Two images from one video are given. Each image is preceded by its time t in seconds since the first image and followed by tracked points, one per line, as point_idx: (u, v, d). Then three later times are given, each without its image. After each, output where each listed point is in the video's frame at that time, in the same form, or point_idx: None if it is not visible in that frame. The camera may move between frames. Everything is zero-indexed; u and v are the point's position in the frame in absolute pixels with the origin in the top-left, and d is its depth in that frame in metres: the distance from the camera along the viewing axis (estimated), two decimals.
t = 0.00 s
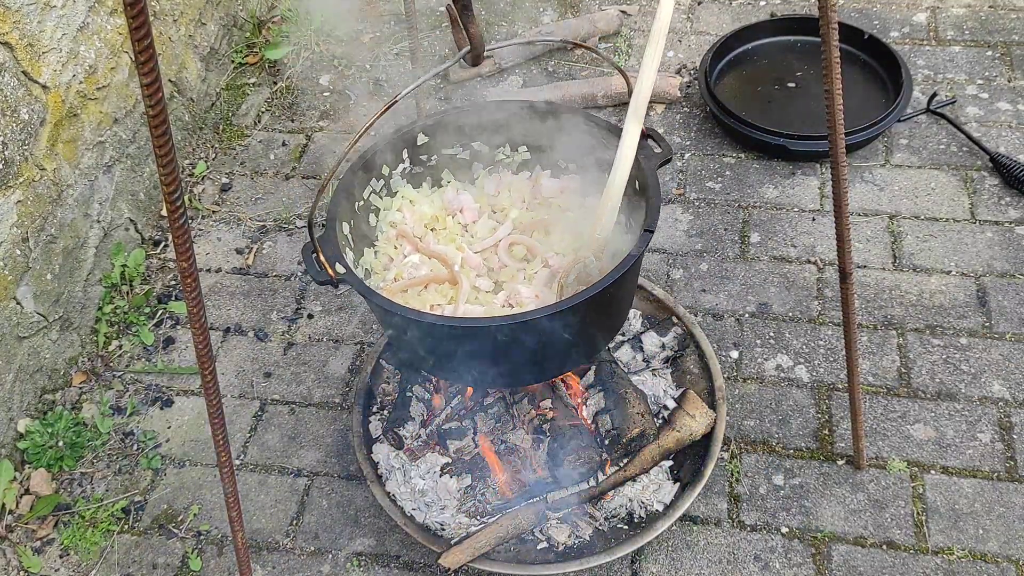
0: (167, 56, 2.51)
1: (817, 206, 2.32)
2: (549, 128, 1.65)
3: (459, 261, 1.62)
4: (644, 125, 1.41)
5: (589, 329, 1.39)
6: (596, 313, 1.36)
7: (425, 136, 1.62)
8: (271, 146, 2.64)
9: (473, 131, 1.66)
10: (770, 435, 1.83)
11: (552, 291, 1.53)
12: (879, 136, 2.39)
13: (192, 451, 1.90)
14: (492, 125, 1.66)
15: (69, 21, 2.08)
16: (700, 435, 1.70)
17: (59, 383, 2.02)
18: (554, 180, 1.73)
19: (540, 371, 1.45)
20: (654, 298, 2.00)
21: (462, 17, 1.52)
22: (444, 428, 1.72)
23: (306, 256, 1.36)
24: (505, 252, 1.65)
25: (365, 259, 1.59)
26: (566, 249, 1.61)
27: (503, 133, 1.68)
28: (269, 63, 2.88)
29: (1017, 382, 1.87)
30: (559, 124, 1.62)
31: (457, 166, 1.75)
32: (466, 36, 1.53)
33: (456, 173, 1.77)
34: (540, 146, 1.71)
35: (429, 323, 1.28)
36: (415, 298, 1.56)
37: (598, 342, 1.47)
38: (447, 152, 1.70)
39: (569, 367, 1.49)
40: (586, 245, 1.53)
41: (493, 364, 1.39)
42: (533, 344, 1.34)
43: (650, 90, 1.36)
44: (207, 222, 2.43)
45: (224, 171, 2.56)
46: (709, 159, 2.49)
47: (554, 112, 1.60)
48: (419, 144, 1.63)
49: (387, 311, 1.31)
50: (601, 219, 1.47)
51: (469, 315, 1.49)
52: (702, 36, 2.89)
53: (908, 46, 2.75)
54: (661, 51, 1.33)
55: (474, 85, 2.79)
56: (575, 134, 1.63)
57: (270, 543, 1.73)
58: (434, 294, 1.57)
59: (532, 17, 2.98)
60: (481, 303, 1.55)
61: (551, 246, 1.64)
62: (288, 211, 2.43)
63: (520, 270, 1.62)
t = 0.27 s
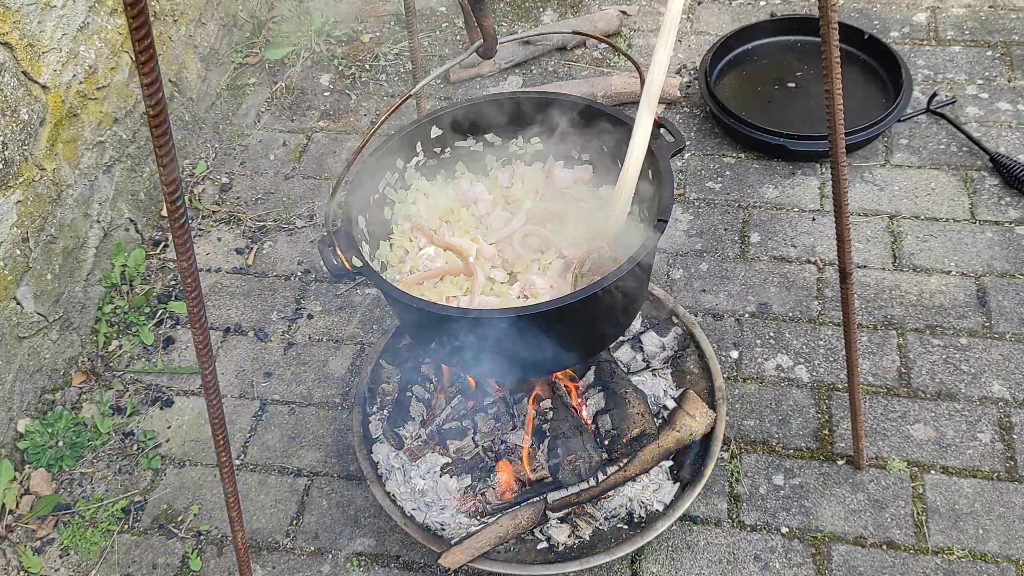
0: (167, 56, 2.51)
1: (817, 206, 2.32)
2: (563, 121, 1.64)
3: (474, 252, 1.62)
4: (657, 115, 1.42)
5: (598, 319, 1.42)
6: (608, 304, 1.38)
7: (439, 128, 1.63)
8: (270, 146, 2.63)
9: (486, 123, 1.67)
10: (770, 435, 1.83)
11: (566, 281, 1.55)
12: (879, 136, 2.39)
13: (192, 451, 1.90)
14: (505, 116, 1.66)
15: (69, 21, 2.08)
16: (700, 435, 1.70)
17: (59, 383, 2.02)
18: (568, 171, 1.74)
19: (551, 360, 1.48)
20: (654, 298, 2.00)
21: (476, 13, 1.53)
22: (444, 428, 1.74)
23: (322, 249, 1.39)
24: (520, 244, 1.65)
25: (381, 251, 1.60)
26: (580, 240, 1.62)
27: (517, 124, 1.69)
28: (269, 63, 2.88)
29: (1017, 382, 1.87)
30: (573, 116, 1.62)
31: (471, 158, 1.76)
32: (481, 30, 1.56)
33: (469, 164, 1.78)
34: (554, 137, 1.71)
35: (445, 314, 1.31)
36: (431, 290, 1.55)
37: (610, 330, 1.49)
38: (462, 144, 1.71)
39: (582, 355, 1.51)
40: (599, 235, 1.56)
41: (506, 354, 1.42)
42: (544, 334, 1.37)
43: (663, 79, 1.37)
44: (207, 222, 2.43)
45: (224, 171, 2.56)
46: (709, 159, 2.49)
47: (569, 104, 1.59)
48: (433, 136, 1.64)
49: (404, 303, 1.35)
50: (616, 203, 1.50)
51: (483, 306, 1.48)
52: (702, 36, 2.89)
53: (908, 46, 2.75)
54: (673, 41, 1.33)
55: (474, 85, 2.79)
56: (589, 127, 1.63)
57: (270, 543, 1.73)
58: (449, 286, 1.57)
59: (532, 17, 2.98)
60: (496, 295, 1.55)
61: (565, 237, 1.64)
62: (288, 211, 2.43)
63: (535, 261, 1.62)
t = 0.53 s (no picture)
0: (167, 56, 2.51)
1: (817, 206, 2.32)
2: (564, 113, 1.66)
3: (477, 244, 1.61)
4: (659, 109, 1.44)
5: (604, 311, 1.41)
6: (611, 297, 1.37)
7: (441, 121, 1.64)
8: (271, 146, 2.64)
9: (488, 115, 1.68)
10: (770, 435, 1.83)
11: (569, 274, 1.52)
12: (879, 136, 2.39)
13: (192, 451, 1.90)
14: (507, 108, 1.67)
15: (69, 20, 2.08)
16: (700, 435, 1.70)
17: (59, 382, 2.01)
18: (569, 163, 1.74)
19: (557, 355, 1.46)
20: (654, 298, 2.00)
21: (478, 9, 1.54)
22: (444, 428, 1.74)
23: (327, 244, 1.38)
24: (522, 235, 1.65)
25: (384, 244, 1.60)
26: (584, 231, 1.60)
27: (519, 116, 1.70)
28: (269, 63, 2.88)
29: (1017, 382, 1.87)
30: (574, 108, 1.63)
31: (473, 150, 1.77)
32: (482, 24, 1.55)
33: (471, 156, 1.78)
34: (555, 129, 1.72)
35: (450, 308, 1.29)
36: (434, 283, 1.55)
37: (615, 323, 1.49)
38: (464, 137, 1.72)
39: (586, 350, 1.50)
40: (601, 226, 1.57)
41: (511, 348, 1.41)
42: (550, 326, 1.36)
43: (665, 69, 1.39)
44: (207, 222, 2.43)
45: (224, 171, 2.56)
46: (709, 159, 2.49)
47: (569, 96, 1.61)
48: (435, 129, 1.65)
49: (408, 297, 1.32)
50: (618, 198, 1.48)
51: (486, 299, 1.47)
52: (702, 36, 2.89)
53: (908, 46, 2.75)
54: (674, 33, 1.36)
55: (474, 85, 2.79)
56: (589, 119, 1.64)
57: (270, 543, 1.73)
58: (452, 278, 1.56)
59: (532, 17, 2.98)
60: (499, 286, 1.53)
61: (568, 229, 1.63)
62: (288, 211, 2.43)
63: (538, 253, 1.60)
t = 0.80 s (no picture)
0: (167, 56, 2.51)
1: (817, 206, 2.32)
2: (555, 111, 1.66)
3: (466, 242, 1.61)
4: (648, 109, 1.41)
5: (594, 311, 1.40)
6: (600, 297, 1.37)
7: (431, 119, 1.64)
8: (270, 146, 2.63)
9: (478, 114, 1.68)
10: (770, 435, 1.83)
11: (557, 272, 1.53)
12: (879, 136, 2.39)
13: (192, 451, 1.90)
14: (497, 107, 1.68)
15: (69, 21, 2.08)
16: (700, 435, 1.70)
17: (59, 383, 2.01)
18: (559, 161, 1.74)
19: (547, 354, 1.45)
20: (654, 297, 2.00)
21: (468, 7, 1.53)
22: (443, 427, 1.72)
23: (316, 241, 1.37)
24: (511, 233, 1.65)
25: (374, 242, 1.59)
26: (573, 231, 1.61)
27: (509, 114, 1.70)
28: (269, 63, 2.88)
29: (1017, 382, 1.87)
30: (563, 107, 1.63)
31: (463, 148, 1.76)
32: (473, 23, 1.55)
33: (461, 154, 1.78)
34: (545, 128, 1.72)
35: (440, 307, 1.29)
36: (424, 281, 1.55)
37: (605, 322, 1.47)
38: (454, 135, 1.72)
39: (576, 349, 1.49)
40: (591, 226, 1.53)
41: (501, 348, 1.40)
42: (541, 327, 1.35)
43: (655, 73, 1.36)
44: (207, 222, 2.43)
45: (224, 171, 2.56)
46: (709, 159, 2.49)
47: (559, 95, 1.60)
48: (425, 127, 1.64)
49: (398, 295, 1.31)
50: (606, 199, 1.46)
51: (476, 297, 1.48)
52: (702, 36, 2.89)
53: (908, 46, 2.75)
54: (665, 34, 1.32)
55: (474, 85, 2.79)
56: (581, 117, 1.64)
57: (270, 543, 1.73)
58: (442, 276, 1.56)
59: (532, 17, 2.98)
60: (488, 285, 1.53)
61: (556, 228, 1.63)
62: (288, 211, 2.43)
63: (527, 251, 1.61)
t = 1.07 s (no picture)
0: (167, 56, 2.51)
1: (817, 206, 2.32)
2: (541, 118, 1.65)
3: (450, 248, 1.61)
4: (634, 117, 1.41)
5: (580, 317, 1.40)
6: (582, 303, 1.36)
7: (416, 123, 1.63)
8: (271, 146, 2.64)
9: (463, 119, 1.68)
10: (770, 435, 1.83)
11: (541, 279, 1.53)
12: (879, 136, 2.39)
13: (192, 451, 1.90)
14: (482, 113, 1.67)
15: (69, 20, 2.08)
16: (700, 435, 1.70)
17: (59, 383, 2.01)
18: (545, 168, 1.74)
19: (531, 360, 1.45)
20: (654, 297, 2.00)
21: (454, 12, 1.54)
22: (443, 428, 1.72)
23: (297, 245, 1.36)
24: (496, 239, 1.63)
25: (357, 246, 1.60)
26: (556, 237, 1.60)
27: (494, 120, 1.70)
28: (269, 63, 2.88)
29: (1017, 382, 1.87)
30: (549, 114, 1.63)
31: (448, 153, 1.76)
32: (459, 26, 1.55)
33: (446, 159, 1.78)
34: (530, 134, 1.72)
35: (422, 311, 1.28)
36: (406, 287, 1.55)
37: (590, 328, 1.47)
38: (439, 140, 1.71)
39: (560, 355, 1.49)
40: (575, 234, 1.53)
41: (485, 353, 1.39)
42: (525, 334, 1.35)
43: (639, 81, 1.36)
44: (207, 222, 2.43)
45: (224, 171, 2.56)
46: (709, 159, 2.49)
47: (546, 101, 1.59)
48: (409, 131, 1.64)
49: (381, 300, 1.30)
50: (590, 208, 1.46)
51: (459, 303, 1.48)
52: (702, 36, 2.89)
53: (908, 46, 2.75)
54: (650, 42, 1.32)
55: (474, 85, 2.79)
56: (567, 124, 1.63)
57: (270, 543, 1.73)
58: (424, 282, 1.56)
59: (532, 17, 2.98)
60: (471, 291, 1.53)
61: (541, 234, 1.63)
62: (288, 211, 2.43)
63: (510, 257, 1.59)
